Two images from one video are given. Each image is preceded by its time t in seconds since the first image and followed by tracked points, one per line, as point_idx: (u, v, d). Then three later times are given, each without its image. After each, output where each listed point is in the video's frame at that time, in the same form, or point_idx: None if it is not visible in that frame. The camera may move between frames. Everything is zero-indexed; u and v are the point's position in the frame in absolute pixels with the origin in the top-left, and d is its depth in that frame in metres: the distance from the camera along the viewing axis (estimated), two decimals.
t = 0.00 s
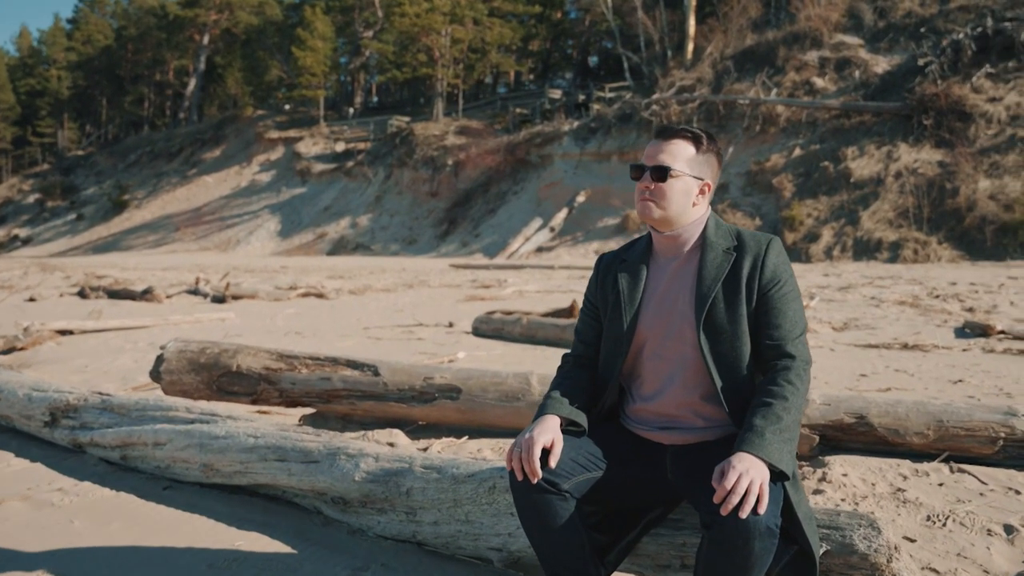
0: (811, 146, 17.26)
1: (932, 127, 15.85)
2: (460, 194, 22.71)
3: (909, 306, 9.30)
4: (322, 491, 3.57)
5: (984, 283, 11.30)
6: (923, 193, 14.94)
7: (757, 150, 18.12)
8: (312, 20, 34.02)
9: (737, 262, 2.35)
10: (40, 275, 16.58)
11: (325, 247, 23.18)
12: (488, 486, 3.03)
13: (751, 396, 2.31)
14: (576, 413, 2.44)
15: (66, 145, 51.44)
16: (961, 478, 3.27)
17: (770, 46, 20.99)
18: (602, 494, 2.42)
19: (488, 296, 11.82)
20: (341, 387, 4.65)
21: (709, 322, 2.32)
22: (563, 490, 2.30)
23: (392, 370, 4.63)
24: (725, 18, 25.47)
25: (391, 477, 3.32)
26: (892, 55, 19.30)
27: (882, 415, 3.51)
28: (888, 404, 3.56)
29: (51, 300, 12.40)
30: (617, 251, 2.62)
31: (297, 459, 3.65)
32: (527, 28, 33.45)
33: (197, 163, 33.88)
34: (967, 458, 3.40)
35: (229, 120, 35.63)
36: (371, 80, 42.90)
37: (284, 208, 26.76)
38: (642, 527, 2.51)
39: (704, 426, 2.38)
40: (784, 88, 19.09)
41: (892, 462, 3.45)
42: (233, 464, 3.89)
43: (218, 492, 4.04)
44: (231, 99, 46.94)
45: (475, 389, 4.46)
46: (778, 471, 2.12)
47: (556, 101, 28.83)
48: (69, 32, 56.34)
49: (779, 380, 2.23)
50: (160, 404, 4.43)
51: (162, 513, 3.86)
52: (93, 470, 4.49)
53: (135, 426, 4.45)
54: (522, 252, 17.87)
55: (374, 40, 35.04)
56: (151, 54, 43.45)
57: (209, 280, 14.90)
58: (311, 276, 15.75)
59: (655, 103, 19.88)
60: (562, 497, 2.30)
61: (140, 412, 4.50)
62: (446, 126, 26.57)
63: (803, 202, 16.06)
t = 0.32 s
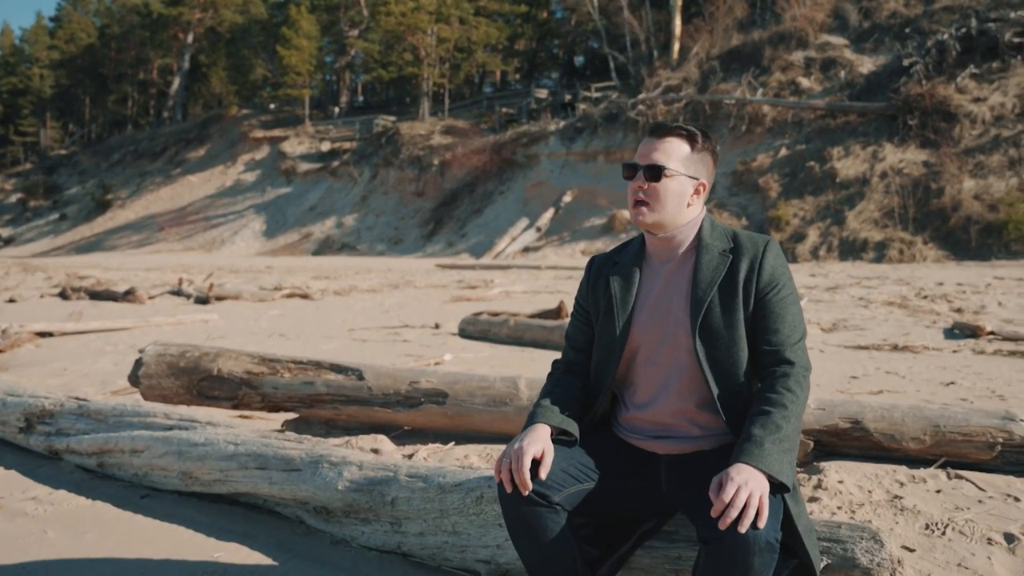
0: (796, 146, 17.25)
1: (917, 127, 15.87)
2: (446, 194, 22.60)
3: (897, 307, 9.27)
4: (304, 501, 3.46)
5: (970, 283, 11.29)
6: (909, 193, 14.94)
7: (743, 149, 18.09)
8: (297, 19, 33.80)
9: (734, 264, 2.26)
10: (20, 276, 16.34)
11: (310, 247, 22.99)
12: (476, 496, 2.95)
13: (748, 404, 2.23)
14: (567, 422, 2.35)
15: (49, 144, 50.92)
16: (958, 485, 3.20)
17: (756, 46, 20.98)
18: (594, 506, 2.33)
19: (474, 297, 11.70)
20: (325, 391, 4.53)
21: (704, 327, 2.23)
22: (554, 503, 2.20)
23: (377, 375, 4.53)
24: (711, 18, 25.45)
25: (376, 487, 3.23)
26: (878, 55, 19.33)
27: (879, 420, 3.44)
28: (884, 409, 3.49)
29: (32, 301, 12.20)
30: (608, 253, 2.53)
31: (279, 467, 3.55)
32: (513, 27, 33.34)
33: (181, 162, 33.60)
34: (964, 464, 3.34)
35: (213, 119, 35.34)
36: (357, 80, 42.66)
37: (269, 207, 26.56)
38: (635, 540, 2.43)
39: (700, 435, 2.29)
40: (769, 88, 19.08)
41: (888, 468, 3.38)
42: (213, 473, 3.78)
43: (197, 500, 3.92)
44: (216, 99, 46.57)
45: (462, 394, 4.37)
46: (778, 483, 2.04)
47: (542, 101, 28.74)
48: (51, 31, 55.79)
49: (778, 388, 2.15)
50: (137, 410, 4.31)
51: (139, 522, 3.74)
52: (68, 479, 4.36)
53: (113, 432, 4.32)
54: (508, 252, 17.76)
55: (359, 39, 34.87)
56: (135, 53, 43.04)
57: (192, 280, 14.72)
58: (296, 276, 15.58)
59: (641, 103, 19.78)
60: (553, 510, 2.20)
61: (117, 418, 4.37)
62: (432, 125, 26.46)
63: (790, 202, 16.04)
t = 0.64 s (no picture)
0: (782, 146, 17.24)
1: (902, 128, 15.88)
2: (432, 194, 22.49)
3: (886, 308, 9.23)
4: (286, 511, 3.36)
5: (957, 284, 11.28)
6: (894, 194, 14.95)
7: (729, 149, 18.05)
8: (282, 17, 33.56)
9: (732, 268, 2.18)
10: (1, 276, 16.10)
11: (295, 247, 22.82)
12: (463, 508, 2.86)
13: (746, 414, 2.15)
14: (558, 433, 2.25)
15: (32, 143, 50.37)
16: (957, 492, 3.14)
17: (741, 47, 20.96)
18: (586, 522, 2.24)
19: (460, 298, 11.59)
20: (308, 396, 4.43)
21: (702, 333, 2.15)
22: (544, 518, 2.11)
23: (361, 379, 4.42)
24: (697, 18, 25.40)
25: (359, 497, 3.13)
26: (863, 56, 19.34)
27: (874, 425, 3.37)
28: (880, 414, 3.42)
29: (12, 302, 12.01)
30: (601, 256, 2.44)
31: (259, 476, 3.44)
32: (499, 27, 33.20)
33: (165, 162, 33.32)
34: (961, 470, 3.28)
35: (198, 118, 35.05)
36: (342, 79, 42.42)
37: (254, 207, 26.37)
38: (628, 555, 2.34)
39: (696, 446, 2.21)
40: (755, 88, 19.07)
41: (884, 475, 3.30)
42: (191, 482, 3.67)
43: (175, 510, 3.81)
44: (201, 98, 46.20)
45: (447, 398, 4.27)
46: (777, 497, 1.96)
47: (528, 100, 28.63)
48: (34, 29, 55.20)
49: (777, 398, 2.07)
50: (115, 416, 4.18)
51: (115, 534, 3.63)
52: (44, 487, 4.23)
53: (89, 439, 4.20)
54: (495, 253, 17.67)
55: (345, 38, 34.70)
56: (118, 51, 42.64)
57: (176, 280, 14.56)
58: (281, 277, 15.44)
59: (628, 103, 19.66)
60: (544, 525, 2.11)
61: (93, 424, 4.25)
62: (418, 125, 26.32)
63: (776, 202, 16.03)
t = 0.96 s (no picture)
0: (768, 146, 17.24)
1: (887, 128, 15.92)
2: (418, 194, 22.39)
3: (873, 309, 9.21)
4: (267, 522, 3.26)
5: (942, 284, 11.29)
6: (880, 194, 14.96)
7: (714, 150, 18.03)
8: (266, 16, 33.32)
9: (729, 274, 2.10)
10: None
11: (280, 247, 22.66)
12: (450, 521, 2.78)
13: (743, 427, 2.07)
14: (549, 445, 2.17)
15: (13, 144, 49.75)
16: (954, 501, 3.08)
17: (727, 47, 20.95)
18: (578, 537, 2.16)
19: (446, 299, 11.47)
20: (291, 403, 4.32)
21: (698, 341, 2.07)
22: (535, 534, 2.03)
23: (345, 385, 4.31)
24: (683, 19, 25.38)
25: (343, 509, 3.03)
26: (848, 56, 19.37)
27: (869, 431, 3.31)
28: (875, 420, 3.36)
29: None
30: (592, 262, 2.36)
31: (240, 486, 3.34)
32: (484, 27, 33.09)
33: (149, 161, 33.01)
34: (957, 478, 3.22)
35: (181, 118, 34.75)
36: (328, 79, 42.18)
37: (239, 207, 26.16)
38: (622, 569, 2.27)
39: (692, 459, 2.13)
40: (741, 89, 19.08)
41: (879, 482, 3.24)
42: (169, 492, 3.56)
43: (154, 521, 3.70)
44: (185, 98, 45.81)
45: (434, 404, 4.19)
46: (778, 512, 1.88)
47: (514, 100, 28.54)
48: (15, 28, 54.57)
49: (777, 409, 1.99)
50: (91, 424, 4.05)
51: (91, 546, 3.51)
52: (17, 496, 4.10)
53: (64, 448, 4.07)
54: (481, 253, 17.58)
55: (329, 38, 34.53)
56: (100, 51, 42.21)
57: (158, 281, 14.38)
58: (266, 277, 15.29)
59: (614, 103, 19.50)
60: (535, 542, 2.03)
61: (69, 432, 4.12)
62: (403, 125, 26.18)
63: (762, 202, 16.02)
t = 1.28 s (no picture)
0: (754, 147, 17.23)
1: (872, 130, 15.95)
2: (404, 194, 22.29)
3: (861, 310, 9.18)
4: (249, 534, 3.17)
5: (927, 285, 11.30)
6: (865, 195, 14.96)
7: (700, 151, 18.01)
8: (250, 16, 33.09)
9: (726, 281, 2.03)
10: None
11: (265, 248, 22.52)
12: (437, 533, 2.69)
13: (741, 438, 2.00)
14: (541, 458, 2.10)
15: None
16: (951, 509, 3.03)
17: (713, 48, 20.95)
18: (571, 552, 2.08)
19: (432, 301, 11.36)
20: (274, 408, 4.22)
21: (694, 351, 2.00)
22: (526, 550, 1.96)
23: (330, 391, 4.22)
24: (668, 20, 25.35)
25: (327, 520, 2.95)
26: (833, 58, 19.40)
27: (863, 437, 3.25)
28: (870, 426, 3.30)
29: None
30: (583, 267, 2.28)
31: (221, 497, 3.24)
32: (470, 27, 32.99)
33: (132, 161, 32.71)
34: (955, 484, 3.17)
35: (165, 117, 34.48)
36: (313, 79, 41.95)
37: (223, 208, 25.96)
38: None
39: (689, 472, 2.06)
40: (726, 90, 19.09)
41: (875, 490, 3.19)
42: (148, 502, 3.45)
43: (132, 531, 3.59)
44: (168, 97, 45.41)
45: (420, 409, 4.10)
46: (778, 527, 1.81)
47: (500, 100, 28.46)
48: None
49: (777, 420, 1.92)
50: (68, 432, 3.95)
51: (67, 557, 3.40)
52: None
53: (40, 455, 3.95)
54: (467, 254, 17.49)
55: (314, 38, 34.35)
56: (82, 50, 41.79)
57: (141, 283, 14.21)
58: (249, 278, 15.12)
59: (600, 104, 19.32)
60: (526, 558, 1.96)
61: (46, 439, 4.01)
62: (389, 125, 26.04)
63: (748, 203, 16.01)
